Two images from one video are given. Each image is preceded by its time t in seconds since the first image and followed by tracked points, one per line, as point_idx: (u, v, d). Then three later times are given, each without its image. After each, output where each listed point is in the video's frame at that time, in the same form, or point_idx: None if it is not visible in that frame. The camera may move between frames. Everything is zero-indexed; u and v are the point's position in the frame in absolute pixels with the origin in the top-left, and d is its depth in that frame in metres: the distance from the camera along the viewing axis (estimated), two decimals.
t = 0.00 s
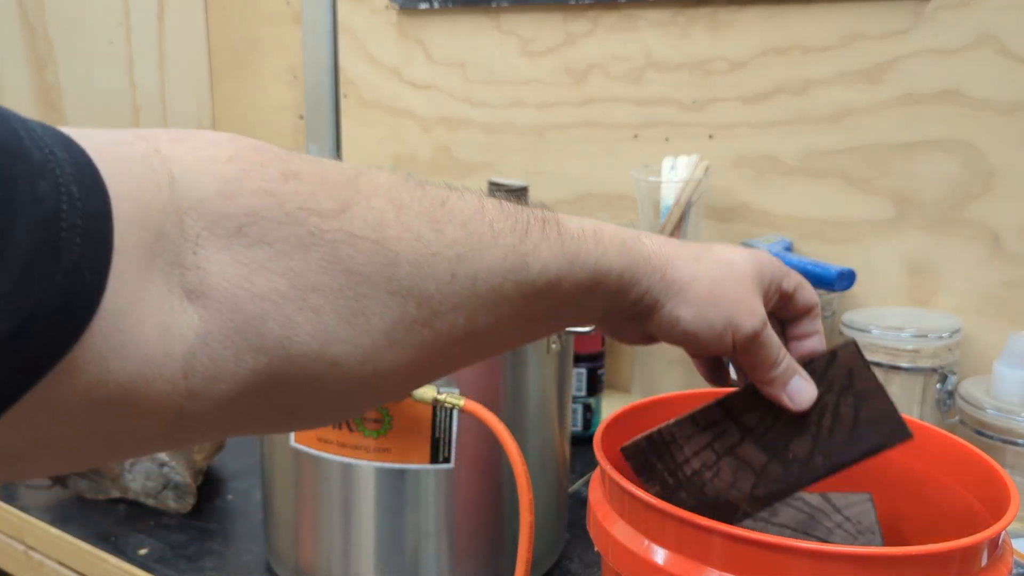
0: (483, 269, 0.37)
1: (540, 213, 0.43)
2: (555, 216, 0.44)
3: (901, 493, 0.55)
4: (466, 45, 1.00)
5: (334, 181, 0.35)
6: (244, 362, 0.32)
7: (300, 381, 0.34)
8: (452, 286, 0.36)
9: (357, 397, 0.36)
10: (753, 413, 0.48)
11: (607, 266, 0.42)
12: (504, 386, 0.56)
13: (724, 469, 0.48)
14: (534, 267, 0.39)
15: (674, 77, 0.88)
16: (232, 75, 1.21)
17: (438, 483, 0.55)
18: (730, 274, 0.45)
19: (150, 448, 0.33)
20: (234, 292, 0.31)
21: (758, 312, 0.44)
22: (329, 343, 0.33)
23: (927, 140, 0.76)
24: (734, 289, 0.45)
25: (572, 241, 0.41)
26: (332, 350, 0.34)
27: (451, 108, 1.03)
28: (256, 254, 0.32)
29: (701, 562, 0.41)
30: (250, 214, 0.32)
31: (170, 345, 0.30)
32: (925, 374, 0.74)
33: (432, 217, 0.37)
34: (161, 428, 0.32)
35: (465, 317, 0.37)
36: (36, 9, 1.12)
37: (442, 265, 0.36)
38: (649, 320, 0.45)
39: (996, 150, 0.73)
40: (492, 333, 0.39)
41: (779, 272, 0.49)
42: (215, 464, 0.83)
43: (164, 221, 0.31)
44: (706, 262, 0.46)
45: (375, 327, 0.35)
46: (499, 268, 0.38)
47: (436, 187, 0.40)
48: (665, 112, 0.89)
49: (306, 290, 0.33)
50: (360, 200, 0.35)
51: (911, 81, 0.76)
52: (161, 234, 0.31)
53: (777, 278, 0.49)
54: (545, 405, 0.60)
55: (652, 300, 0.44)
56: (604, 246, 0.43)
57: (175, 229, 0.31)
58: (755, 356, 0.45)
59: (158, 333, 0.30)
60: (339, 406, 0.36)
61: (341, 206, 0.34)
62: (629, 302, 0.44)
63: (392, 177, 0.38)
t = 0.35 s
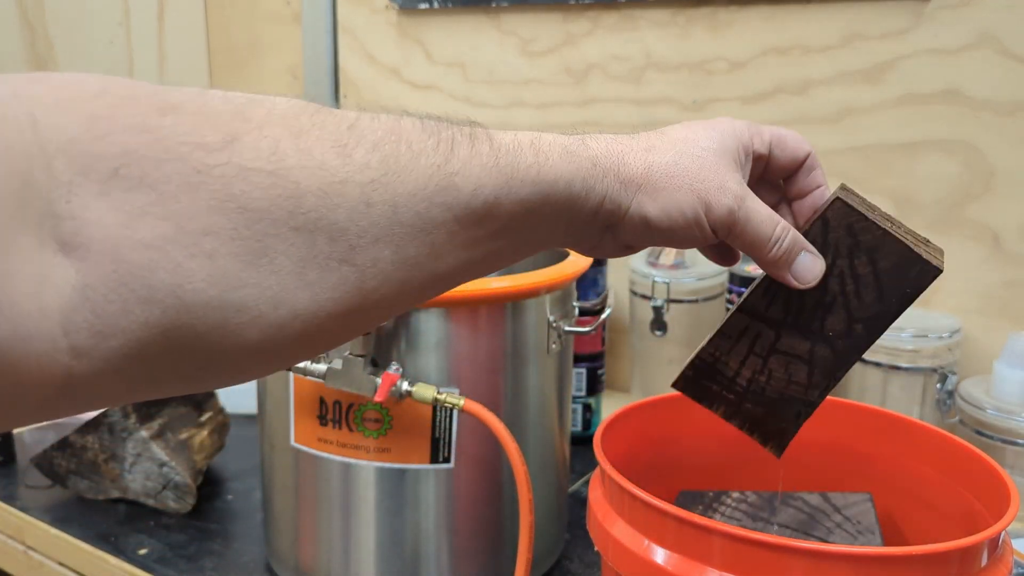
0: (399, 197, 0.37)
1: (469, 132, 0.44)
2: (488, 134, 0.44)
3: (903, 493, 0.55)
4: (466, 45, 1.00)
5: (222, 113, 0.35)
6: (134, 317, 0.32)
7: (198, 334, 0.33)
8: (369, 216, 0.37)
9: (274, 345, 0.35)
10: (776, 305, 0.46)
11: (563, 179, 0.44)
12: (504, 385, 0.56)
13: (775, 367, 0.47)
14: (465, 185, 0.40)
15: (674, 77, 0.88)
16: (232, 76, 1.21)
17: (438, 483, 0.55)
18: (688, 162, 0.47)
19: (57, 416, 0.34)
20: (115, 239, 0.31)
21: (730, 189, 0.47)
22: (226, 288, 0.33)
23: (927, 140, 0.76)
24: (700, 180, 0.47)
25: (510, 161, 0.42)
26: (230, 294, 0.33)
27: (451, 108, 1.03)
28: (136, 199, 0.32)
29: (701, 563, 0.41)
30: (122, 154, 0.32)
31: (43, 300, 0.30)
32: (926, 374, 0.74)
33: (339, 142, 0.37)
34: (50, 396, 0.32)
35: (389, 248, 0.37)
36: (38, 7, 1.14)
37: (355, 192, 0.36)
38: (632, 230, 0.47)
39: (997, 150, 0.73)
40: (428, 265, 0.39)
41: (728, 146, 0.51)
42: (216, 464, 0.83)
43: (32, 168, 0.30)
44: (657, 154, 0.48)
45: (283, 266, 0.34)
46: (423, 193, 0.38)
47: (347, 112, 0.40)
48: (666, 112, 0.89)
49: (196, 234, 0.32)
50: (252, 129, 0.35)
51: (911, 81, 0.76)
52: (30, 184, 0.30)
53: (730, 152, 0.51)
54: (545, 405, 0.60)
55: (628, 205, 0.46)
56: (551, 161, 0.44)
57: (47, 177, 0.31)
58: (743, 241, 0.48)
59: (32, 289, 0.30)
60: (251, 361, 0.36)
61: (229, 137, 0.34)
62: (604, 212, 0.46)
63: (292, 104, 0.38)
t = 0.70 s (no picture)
0: (336, 248, 0.37)
1: (433, 168, 0.41)
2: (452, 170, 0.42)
3: (902, 493, 0.55)
4: (466, 45, 1.00)
5: (146, 151, 0.35)
6: (33, 362, 0.34)
7: (104, 381, 0.35)
8: (300, 267, 0.37)
9: (194, 385, 0.37)
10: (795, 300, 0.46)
11: (526, 234, 0.42)
12: (503, 386, 0.56)
13: (798, 360, 0.46)
14: (413, 238, 0.39)
15: (674, 78, 0.88)
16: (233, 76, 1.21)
17: (438, 483, 0.55)
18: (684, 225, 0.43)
19: None
20: (15, 284, 0.33)
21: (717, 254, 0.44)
22: (136, 341, 0.34)
23: (927, 140, 0.76)
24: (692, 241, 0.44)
25: (471, 213, 0.40)
26: (141, 348, 0.35)
27: (450, 108, 1.03)
28: (38, 246, 0.33)
29: (701, 563, 0.41)
30: (30, 199, 0.33)
31: None
32: (925, 374, 0.74)
33: (276, 187, 0.37)
34: None
35: (321, 297, 0.38)
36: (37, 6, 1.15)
37: (285, 245, 0.36)
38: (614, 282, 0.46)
39: (997, 150, 0.73)
40: (366, 310, 0.40)
41: (734, 179, 0.45)
42: (216, 464, 0.83)
43: None
44: (649, 204, 0.43)
45: (201, 318, 0.35)
46: (364, 243, 0.38)
47: (299, 146, 0.39)
48: (665, 112, 0.89)
49: (103, 288, 0.34)
50: (176, 171, 0.35)
51: (911, 81, 0.76)
52: None
53: (733, 188, 0.45)
54: (545, 405, 0.60)
55: (604, 264, 0.44)
56: (517, 218, 0.41)
57: None
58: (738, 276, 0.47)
59: None
60: (160, 400, 0.37)
61: (149, 181, 0.34)
62: (573, 264, 0.44)
63: (232, 138, 0.38)
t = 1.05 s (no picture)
0: (298, 314, 0.38)
1: (398, 236, 0.42)
2: (416, 244, 0.42)
3: (902, 495, 0.55)
4: (466, 45, 1.00)
5: (125, 199, 0.35)
6: None
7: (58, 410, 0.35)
8: (262, 330, 0.37)
9: (152, 411, 0.37)
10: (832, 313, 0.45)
11: (477, 302, 0.43)
12: (503, 386, 0.56)
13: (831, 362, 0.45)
14: (370, 311, 0.41)
15: (674, 78, 0.88)
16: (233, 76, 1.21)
17: (438, 483, 0.55)
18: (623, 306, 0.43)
19: None
20: None
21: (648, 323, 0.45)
22: (98, 377, 0.34)
23: (928, 140, 0.76)
24: (640, 314, 0.44)
25: (426, 299, 0.42)
26: (103, 383, 0.34)
27: (450, 108, 1.03)
28: (11, 281, 0.32)
29: (700, 563, 0.41)
30: (5, 235, 0.31)
31: None
32: (925, 374, 0.75)
33: (244, 252, 0.37)
34: None
35: (274, 359, 0.39)
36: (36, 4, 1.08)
37: (250, 306, 0.37)
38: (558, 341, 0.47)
39: (998, 150, 0.73)
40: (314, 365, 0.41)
41: (679, 275, 0.41)
42: (216, 464, 0.83)
43: None
44: (594, 291, 0.43)
45: (162, 367, 0.35)
46: (326, 312, 0.39)
47: (273, 208, 0.39)
48: (665, 112, 0.89)
49: (71, 328, 0.33)
50: (149, 226, 0.35)
51: (911, 81, 0.76)
52: None
53: (674, 281, 0.41)
54: (545, 405, 0.60)
55: (554, 333, 0.46)
56: (473, 294, 0.43)
57: None
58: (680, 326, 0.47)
59: None
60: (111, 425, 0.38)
61: (124, 231, 0.34)
62: (524, 326, 0.45)
63: (207, 197, 0.37)
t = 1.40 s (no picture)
0: (287, 332, 0.38)
1: (389, 255, 0.42)
2: (406, 263, 0.42)
3: (903, 495, 0.55)
4: (466, 45, 1.00)
5: (120, 219, 0.35)
6: None
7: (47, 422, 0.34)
8: (251, 347, 0.37)
9: (136, 425, 0.37)
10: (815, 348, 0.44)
11: (464, 318, 0.44)
12: (503, 386, 0.56)
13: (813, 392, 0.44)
14: (357, 328, 0.41)
15: (674, 78, 0.88)
16: (233, 76, 1.21)
17: (438, 483, 0.55)
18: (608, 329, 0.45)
19: None
20: None
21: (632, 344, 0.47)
22: (86, 393, 0.34)
23: (928, 140, 0.76)
24: (621, 335, 0.45)
25: (414, 316, 0.42)
26: (91, 398, 0.34)
27: (451, 108, 1.03)
28: (5, 296, 0.31)
29: (700, 563, 0.41)
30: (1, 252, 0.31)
31: None
32: (925, 374, 0.75)
33: (235, 271, 0.37)
34: None
35: (261, 377, 0.39)
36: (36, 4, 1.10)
37: (240, 323, 0.37)
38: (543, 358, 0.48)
39: (997, 150, 0.73)
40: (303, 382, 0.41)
41: (661, 301, 0.42)
42: (216, 464, 0.83)
43: None
44: (580, 313, 0.44)
45: (151, 382, 0.35)
46: (315, 330, 0.39)
47: (265, 227, 0.39)
48: (665, 112, 0.89)
49: (61, 344, 0.33)
50: (144, 245, 0.35)
51: (911, 81, 0.76)
52: None
53: (656, 306, 0.42)
54: (545, 405, 0.60)
55: (539, 353, 0.47)
56: (463, 310, 0.44)
57: None
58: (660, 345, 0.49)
59: None
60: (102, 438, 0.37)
61: (117, 250, 0.34)
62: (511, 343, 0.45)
63: (201, 217, 0.37)
